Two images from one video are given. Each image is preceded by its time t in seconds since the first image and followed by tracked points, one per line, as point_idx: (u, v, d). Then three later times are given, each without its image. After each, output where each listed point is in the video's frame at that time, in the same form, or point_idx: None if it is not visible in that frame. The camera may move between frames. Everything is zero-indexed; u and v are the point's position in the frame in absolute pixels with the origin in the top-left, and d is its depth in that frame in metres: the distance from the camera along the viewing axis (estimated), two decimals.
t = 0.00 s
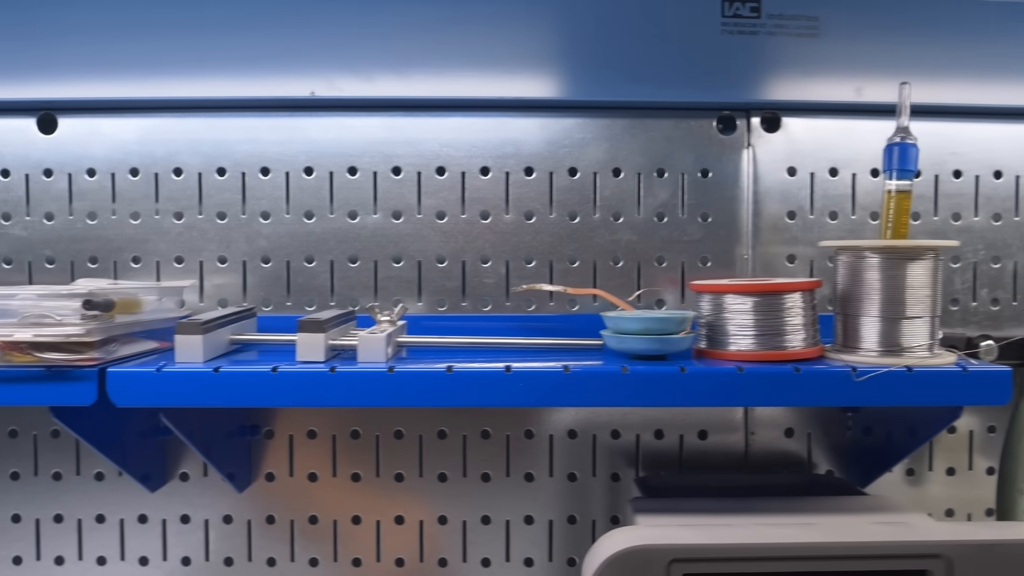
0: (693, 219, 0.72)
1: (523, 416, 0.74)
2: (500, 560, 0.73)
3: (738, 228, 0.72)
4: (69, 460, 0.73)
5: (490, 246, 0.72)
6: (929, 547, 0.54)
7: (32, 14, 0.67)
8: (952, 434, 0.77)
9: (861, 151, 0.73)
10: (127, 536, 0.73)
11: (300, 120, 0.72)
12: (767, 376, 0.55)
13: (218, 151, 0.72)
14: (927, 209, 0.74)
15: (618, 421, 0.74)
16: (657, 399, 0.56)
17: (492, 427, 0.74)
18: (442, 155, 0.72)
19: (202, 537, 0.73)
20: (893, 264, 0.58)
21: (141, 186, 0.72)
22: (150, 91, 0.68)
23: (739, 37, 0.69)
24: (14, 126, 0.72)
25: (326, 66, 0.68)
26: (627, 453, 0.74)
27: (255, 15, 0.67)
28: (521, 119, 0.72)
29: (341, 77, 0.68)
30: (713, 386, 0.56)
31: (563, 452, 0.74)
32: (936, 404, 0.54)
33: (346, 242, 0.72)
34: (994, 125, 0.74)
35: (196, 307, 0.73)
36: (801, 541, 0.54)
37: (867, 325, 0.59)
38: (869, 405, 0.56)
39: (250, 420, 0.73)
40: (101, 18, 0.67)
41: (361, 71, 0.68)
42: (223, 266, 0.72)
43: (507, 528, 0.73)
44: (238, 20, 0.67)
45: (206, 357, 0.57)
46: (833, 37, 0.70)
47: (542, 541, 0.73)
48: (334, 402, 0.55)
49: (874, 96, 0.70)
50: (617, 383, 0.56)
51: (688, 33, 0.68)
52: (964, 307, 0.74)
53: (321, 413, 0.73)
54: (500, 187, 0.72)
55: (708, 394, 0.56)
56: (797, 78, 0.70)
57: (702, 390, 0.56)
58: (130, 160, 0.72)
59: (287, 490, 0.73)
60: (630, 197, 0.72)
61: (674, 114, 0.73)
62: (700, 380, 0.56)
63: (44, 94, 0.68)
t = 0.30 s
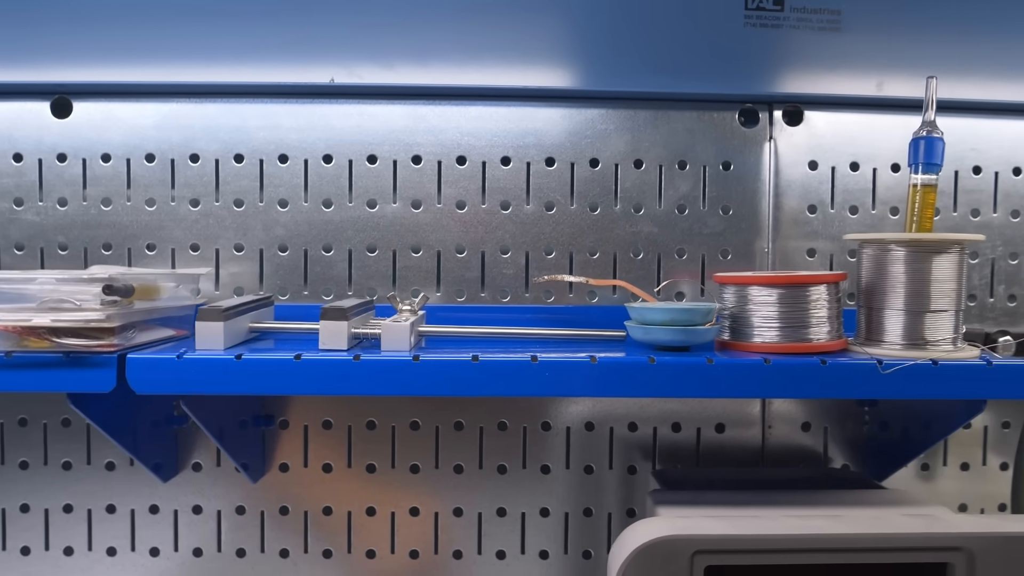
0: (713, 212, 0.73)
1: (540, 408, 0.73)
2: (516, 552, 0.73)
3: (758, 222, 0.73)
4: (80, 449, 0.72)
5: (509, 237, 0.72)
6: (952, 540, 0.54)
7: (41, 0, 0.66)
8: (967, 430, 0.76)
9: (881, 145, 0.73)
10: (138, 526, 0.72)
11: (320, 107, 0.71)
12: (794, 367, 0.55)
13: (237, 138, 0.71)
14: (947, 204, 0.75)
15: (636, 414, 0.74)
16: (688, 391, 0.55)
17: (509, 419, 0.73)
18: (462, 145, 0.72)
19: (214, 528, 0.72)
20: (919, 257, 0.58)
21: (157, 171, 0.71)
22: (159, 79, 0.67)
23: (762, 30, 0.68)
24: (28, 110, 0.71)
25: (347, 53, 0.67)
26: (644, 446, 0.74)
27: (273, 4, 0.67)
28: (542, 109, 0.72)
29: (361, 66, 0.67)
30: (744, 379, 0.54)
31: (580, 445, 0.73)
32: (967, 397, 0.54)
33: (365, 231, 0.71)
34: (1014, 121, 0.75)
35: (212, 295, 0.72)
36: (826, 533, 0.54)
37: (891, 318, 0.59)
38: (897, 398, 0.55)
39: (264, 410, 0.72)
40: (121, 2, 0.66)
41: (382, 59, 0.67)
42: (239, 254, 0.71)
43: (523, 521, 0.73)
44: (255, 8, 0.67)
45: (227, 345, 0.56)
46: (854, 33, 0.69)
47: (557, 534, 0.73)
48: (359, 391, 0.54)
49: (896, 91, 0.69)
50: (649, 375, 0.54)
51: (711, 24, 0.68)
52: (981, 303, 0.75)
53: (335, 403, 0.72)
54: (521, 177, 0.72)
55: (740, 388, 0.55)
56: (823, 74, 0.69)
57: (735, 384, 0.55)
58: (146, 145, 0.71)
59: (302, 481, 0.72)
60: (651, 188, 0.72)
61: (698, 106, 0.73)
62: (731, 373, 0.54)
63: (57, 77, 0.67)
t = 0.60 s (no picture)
0: (735, 213, 0.72)
1: (559, 408, 0.73)
2: (533, 552, 0.73)
3: (780, 223, 0.73)
4: (100, 442, 0.72)
5: (530, 236, 0.72)
6: (977, 545, 0.54)
7: None
8: (989, 435, 0.76)
9: (903, 148, 0.73)
10: (156, 520, 0.72)
11: (343, 104, 0.71)
12: (819, 369, 0.55)
13: (259, 134, 0.71)
14: (970, 207, 0.75)
15: (655, 415, 0.73)
16: (713, 392, 0.54)
17: (527, 418, 0.73)
18: (484, 143, 0.72)
19: (232, 523, 0.72)
20: (945, 260, 0.58)
21: (179, 166, 0.71)
22: (183, 73, 0.67)
23: (785, 31, 0.68)
24: (53, 103, 0.71)
25: (371, 50, 0.67)
26: (663, 447, 0.73)
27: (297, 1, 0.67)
28: (565, 108, 0.72)
29: (384, 63, 0.67)
30: (769, 380, 0.54)
31: (598, 445, 0.73)
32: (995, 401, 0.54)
33: (386, 228, 0.71)
34: None
35: (232, 290, 0.72)
36: (850, 537, 0.53)
37: (916, 321, 0.59)
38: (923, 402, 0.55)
39: (283, 406, 0.72)
40: None
41: (406, 56, 0.67)
42: (260, 250, 0.72)
43: (540, 520, 0.73)
44: (280, 5, 0.67)
45: (251, 340, 0.56)
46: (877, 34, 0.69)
47: (575, 534, 0.72)
48: (384, 388, 0.54)
49: (919, 93, 0.69)
50: (675, 376, 0.54)
51: (735, 24, 0.68)
52: (1003, 308, 0.75)
53: (353, 399, 0.72)
54: (543, 176, 0.72)
55: (765, 389, 0.54)
56: (847, 75, 0.69)
57: (760, 385, 0.54)
58: (168, 140, 0.71)
59: (320, 478, 0.72)
60: (672, 188, 0.72)
61: (720, 106, 0.73)
62: (757, 374, 0.54)
63: (83, 71, 0.67)
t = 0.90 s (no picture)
0: (748, 210, 0.71)
1: (572, 410, 0.72)
2: (546, 556, 0.72)
3: (794, 221, 0.72)
4: (109, 450, 0.71)
5: (541, 236, 0.71)
6: (999, 546, 0.53)
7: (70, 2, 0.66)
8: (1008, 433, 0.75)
9: (919, 142, 0.72)
10: (167, 528, 0.72)
11: (350, 106, 0.71)
12: (837, 370, 0.54)
13: (266, 137, 0.71)
14: (987, 202, 0.73)
15: (669, 416, 0.72)
16: (728, 394, 0.54)
17: (540, 421, 0.72)
18: (493, 144, 0.71)
19: (243, 531, 0.72)
20: (964, 256, 0.57)
21: (186, 172, 0.71)
22: (189, 78, 0.66)
23: (798, 25, 0.67)
24: (59, 110, 0.71)
25: (378, 51, 0.66)
26: (676, 448, 0.73)
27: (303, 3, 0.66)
28: (575, 106, 0.71)
29: (392, 64, 0.66)
30: (785, 381, 0.53)
31: (611, 448, 0.72)
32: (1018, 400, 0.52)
33: (395, 231, 0.71)
34: None
35: (241, 296, 0.72)
36: (870, 539, 0.52)
37: (935, 319, 0.58)
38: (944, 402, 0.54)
39: (293, 412, 0.71)
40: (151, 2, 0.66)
41: (413, 57, 0.66)
42: (268, 255, 0.71)
43: (553, 524, 0.72)
44: (286, 7, 0.66)
45: (259, 346, 0.55)
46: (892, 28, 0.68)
47: (589, 538, 0.72)
48: (395, 394, 0.53)
49: (935, 87, 0.68)
50: (689, 377, 0.53)
51: (748, 17, 0.67)
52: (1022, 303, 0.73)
53: (363, 404, 0.72)
54: (553, 176, 0.71)
55: (781, 390, 0.53)
56: (861, 69, 0.68)
57: (777, 386, 0.53)
58: (175, 145, 0.71)
59: (331, 484, 0.72)
60: (684, 186, 0.71)
61: (731, 103, 0.72)
62: (773, 375, 0.53)
63: (88, 77, 0.66)
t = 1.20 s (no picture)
0: (724, 210, 0.71)
1: (549, 410, 0.72)
2: (523, 557, 0.72)
3: (770, 220, 0.72)
4: (81, 453, 0.71)
5: (516, 236, 0.71)
6: (971, 546, 0.53)
7: None
8: (983, 431, 0.75)
9: (895, 141, 0.72)
10: (140, 531, 0.71)
11: (324, 104, 0.70)
12: (810, 370, 0.53)
13: (239, 136, 0.70)
14: (962, 201, 0.74)
15: (646, 416, 0.72)
16: (702, 394, 0.53)
17: (516, 421, 0.72)
18: (469, 142, 0.71)
19: (216, 533, 0.71)
20: (937, 256, 0.56)
21: (158, 170, 0.70)
22: (160, 75, 0.66)
23: (775, 24, 0.67)
24: (27, 108, 0.70)
25: (352, 49, 0.66)
26: (653, 448, 0.72)
27: None
28: (551, 105, 0.71)
29: (366, 61, 0.66)
30: (759, 381, 0.53)
31: (588, 448, 0.72)
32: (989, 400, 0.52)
33: (370, 231, 0.70)
34: None
35: (214, 296, 0.71)
36: (842, 540, 0.52)
37: (908, 318, 0.57)
38: (915, 401, 0.54)
39: (267, 413, 0.71)
40: None
41: (387, 55, 0.66)
42: (241, 254, 0.70)
43: (530, 525, 0.72)
44: (257, 3, 0.65)
45: (229, 348, 0.54)
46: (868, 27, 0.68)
47: (565, 539, 0.72)
48: (364, 395, 0.52)
49: (910, 86, 0.68)
50: (663, 378, 0.53)
51: (724, 15, 0.66)
52: (997, 302, 0.74)
53: (339, 405, 0.71)
54: (529, 175, 0.71)
55: (755, 391, 0.53)
56: (836, 68, 0.68)
57: (750, 387, 0.53)
58: (146, 144, 0.70)
59: (305, 486, 0.71)
60: (660, 186, 0.71)
61: (707, 102, 0.72)
62: (746, 376, 0.53)
63: (55, 74, 0.65)
